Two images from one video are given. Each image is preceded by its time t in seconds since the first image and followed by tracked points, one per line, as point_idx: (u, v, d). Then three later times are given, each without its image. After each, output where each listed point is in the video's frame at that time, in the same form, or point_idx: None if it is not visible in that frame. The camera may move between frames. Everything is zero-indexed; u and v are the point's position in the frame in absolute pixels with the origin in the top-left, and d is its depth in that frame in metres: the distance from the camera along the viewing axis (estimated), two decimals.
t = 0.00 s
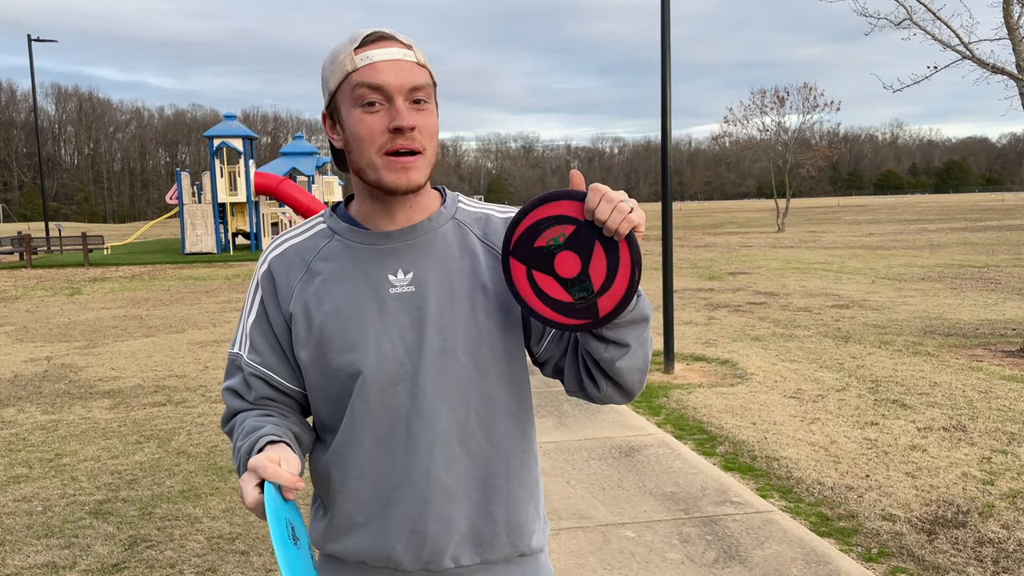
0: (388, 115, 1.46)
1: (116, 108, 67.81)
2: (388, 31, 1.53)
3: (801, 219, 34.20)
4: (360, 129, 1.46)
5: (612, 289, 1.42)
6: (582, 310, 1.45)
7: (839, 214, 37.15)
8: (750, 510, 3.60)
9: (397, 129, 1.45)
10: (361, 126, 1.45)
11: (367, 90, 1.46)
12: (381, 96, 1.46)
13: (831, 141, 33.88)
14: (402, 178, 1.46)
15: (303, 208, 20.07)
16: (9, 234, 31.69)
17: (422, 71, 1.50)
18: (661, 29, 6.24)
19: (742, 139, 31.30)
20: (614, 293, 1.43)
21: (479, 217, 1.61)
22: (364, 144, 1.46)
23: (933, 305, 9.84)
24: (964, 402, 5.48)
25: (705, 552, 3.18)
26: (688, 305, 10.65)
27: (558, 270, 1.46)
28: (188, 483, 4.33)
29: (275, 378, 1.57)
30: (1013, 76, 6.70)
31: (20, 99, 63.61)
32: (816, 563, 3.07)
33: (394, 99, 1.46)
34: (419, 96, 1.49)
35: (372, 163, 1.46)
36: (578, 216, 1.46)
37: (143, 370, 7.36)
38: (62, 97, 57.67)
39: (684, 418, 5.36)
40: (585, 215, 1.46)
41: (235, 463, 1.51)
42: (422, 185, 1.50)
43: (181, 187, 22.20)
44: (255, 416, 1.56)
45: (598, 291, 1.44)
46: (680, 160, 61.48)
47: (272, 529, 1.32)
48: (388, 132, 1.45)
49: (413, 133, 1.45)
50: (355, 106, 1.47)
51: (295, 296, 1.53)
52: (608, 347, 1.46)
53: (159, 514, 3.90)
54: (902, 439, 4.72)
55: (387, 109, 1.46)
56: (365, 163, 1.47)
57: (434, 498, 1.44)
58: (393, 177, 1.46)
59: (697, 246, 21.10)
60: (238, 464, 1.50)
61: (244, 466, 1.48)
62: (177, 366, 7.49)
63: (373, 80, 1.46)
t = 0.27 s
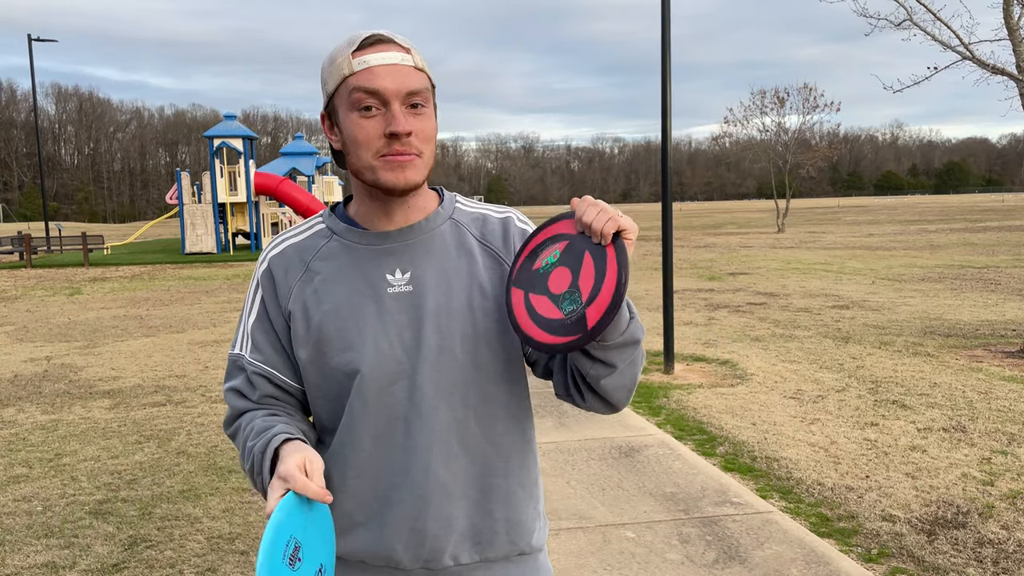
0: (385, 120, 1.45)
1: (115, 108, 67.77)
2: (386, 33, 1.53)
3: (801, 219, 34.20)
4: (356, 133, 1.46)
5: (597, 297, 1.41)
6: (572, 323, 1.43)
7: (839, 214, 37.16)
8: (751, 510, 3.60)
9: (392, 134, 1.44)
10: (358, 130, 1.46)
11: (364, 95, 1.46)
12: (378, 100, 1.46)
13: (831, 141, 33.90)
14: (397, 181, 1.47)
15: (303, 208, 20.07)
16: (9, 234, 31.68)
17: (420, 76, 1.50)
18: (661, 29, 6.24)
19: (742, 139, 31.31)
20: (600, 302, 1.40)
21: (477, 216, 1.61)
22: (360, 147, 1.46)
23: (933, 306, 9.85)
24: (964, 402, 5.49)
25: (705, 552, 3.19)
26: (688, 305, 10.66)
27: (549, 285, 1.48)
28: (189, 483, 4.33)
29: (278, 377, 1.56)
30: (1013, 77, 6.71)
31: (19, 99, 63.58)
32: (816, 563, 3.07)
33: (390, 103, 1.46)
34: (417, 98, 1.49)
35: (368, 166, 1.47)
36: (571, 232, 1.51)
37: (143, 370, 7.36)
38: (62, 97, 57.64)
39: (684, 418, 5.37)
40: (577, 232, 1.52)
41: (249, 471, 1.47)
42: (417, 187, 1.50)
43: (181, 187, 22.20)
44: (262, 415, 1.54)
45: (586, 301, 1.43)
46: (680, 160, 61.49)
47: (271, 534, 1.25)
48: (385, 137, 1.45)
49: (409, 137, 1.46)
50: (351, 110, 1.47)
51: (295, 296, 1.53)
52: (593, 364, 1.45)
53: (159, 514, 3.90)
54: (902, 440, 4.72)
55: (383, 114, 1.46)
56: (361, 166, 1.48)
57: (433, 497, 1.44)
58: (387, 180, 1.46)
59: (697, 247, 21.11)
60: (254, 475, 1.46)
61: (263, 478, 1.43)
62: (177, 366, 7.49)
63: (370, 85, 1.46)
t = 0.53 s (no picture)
0: (396, 143, 1.43)
1: (116, 108, 67.80)
2: (395, 41, 1.48)
3: (801, 219, 34.20)
4: (365, 152, 1.44)
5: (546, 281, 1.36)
6: (523, 303, 1.36)
7: (839, 214, 37.15)
8: (750, 510, 3.60)
9: (403, 157, 1.43)
10: (367, 150, 1.43)
11: (375, 117, 1.43)
12: (389, 122, 1.43)
13: (831, 141, 33.90)
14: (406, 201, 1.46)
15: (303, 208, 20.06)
16: (9, 234, 31.70)
17: (430, 93, 1.47)
18: (661, 29, 6.25)
19: (742, 139, 31.30)
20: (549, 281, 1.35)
21: (476, 219, 1.61)
22: (369, 166, 1.45)
23: (933, 306, 9.84)
24: (964, 402, 5.48)
25: (705, 552, 3.18)
26: (688, 305, 10.65)
27: (492, 280, 1.42)
28: (189, 483, 4.33)
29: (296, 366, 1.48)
30: (1013, 76, 6.71)
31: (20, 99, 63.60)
32: (816, 563, 3.07)
33: (402, 126, 1.43)
34: (427, 118, 1.46)
35: (377, 183, 1.46)
36: (510, 233, 1.50)
37: (143, 370, 7.36)
38: (62, 97, 57.66)
39: (684, 418, 5.36)
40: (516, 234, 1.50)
41: (295, 449, 1.32)
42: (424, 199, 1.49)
43: (181, 187, 22.21)
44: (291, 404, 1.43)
45: (532, 282, 1.38)
46: (680, 160, 61.48)
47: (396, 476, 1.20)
48: (394, 159, 1.43)
49: (419, 159, 1.45)
50: (361, 130, 1.44)
51: (299, 287, 1.50)
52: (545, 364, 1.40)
53: (159, 514, 3.90)
54: (902, 439, 4.72)
55: (394, 135, 1.44)
56: (370, 182, 1.46)
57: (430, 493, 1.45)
58: (396, 200, 1.46)
59: (697, 246, 21.10)
60: (303, 455, 1.31)
61: (325, 444, 1.28)
62: (177, 366, 7.49)
63: (382, 107, 1.42)
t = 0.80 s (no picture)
0: (385, 130, 1.43)
1: (115, 108, 67.74)
2: (393, 36, 1.48)
3: (801, 219, 34.16)
4: (358, 142, 1.44)
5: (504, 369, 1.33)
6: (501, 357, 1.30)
7: (840, 213, 37.10)
8: (750, 510, 3.59)
9: (393, 144, 1.42)
10: (359, 141, 1.44)
11: (365, 105, 1.43)
12: (379, 110, 1.43)
13: (831, 141, 33.87)
14: (400, 189, 1.44)
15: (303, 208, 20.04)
16: (9, 234, 31.67)
17: (422, 82, 1.45)
18: (661, 28, 6.24)
19: (742, 139, 31.28)
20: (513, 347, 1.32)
21: (489, 220, 1.59)
22: (363, 155, 1.44)
23: (933, 305, 9.83)
24: (964, 402, 5.47)
25: (705, 552, 3.18)
26: (688, 305, 10.63)
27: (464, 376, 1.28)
28: (189, 483, 4.32)
29: (322, 366, 1.45)
30: (1013, 76, 6.71)
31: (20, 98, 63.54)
32: (816, 563, 3.06)
33: (391, 114, 1.43)
34: (418, 106, 1.45)
35: (372, 174, 1.45)
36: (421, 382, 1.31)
37: (143, 369, 7.34)
38: (62, 96, 57.59)
39: (684, 418, 5.35)
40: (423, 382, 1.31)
41: (332, 467, 1.32)
42: (420, 193, 1.46)
43: (181, 187, 22.20)
44: (318, 410, 1.41)
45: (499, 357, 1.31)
46: (680, 160, 61.42)
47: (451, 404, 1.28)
48: (386, 146, 1.42)
49: (409, 147, 1.42)
50: (354, 121, 1.45)
51: (320, 285, 1.49)
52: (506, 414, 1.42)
53: (159, 514, 3.89)
54: (902, 439, 4.71)
55: (385, 123, 1.43)
56: (367, 172, 1.46)
57: (445, 490, 1.45)
58: (389, 190, 1.44)
59: (697, 246, 21.07)
60: (340, 463, 1.31)
61: (360, 463, 1.28)
62: (176, 366, 7.48)
63: (370, 94, 1.43)
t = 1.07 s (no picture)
0: (385, 127, 1.43)
1: (115, 108, 67.72)
2: (394, 34, 1.48)
3: (802, 219, 34.13)
4: (358, 141, 1.44)
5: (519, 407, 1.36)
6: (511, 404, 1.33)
7: (840, 213, 37.08)
8: (751, 510, 3.59)
9: (393, 141, 1.42)
10: (359, 140, 1.44)
11: (365, 102, 1.44)
12: (379, 108, 1.43)
13: (831, 141, 33.86)
14: (400, 188, 1.44)
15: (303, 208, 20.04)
16: (9, 234, 31.66)
17: (423, 81, 1.45)
18: (661, 28, 6.24)
19: (743, 139, 31.28)
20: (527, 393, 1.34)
21: (490, 220, 1.59)
22: (363, 153, 1.44)
23: (933, 305, 9.82)
24: (964, 402, 5.47)
25: (706, 552, 3.18)
26: (688, 305, 10.63)
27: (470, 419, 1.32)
28: (189, 483, 4.32)
29: (318, 370, 1.45)
30: (1013, 76, 6.71)
31: (20, 98, 63.53)
32: (816, 563, 3.06)
33: (391, 111, 1.43)
34: (418, 104, 1.45)
35: (372, 172, 1.45)
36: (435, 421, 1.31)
37: (143, 369, 7.34)
38: (62, 96, 57.59)
39: (684, 418, 5.35)
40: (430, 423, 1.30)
41: (315, 473, 1.32)
42: (420, 193, 1.47)
43: (181, 187, 22.20)
44: (310, 414, 1.41)
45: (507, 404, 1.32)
46: (680, 159, 61.40)
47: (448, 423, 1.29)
48: (386, 145, 1.42)
49: (409, 144, 1.42)
50: (354, 119, 1.45)
51: (320, 287, 1.49)
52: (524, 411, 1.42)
53: (159, 514, 3.89)
54: (902, 439, 4.71)
55: (386, 121, 1.43)
56: (366, 170, 1.46)
57: (445, 491, 1.45)
58: (389, 188, 1.44)
59: (697, 246, 21.06)
60: (322, 470, 1.31)
61: (341, 467, 1.28)
62: (176, 366, 7.48)
63: (370, 92, 1.43)
